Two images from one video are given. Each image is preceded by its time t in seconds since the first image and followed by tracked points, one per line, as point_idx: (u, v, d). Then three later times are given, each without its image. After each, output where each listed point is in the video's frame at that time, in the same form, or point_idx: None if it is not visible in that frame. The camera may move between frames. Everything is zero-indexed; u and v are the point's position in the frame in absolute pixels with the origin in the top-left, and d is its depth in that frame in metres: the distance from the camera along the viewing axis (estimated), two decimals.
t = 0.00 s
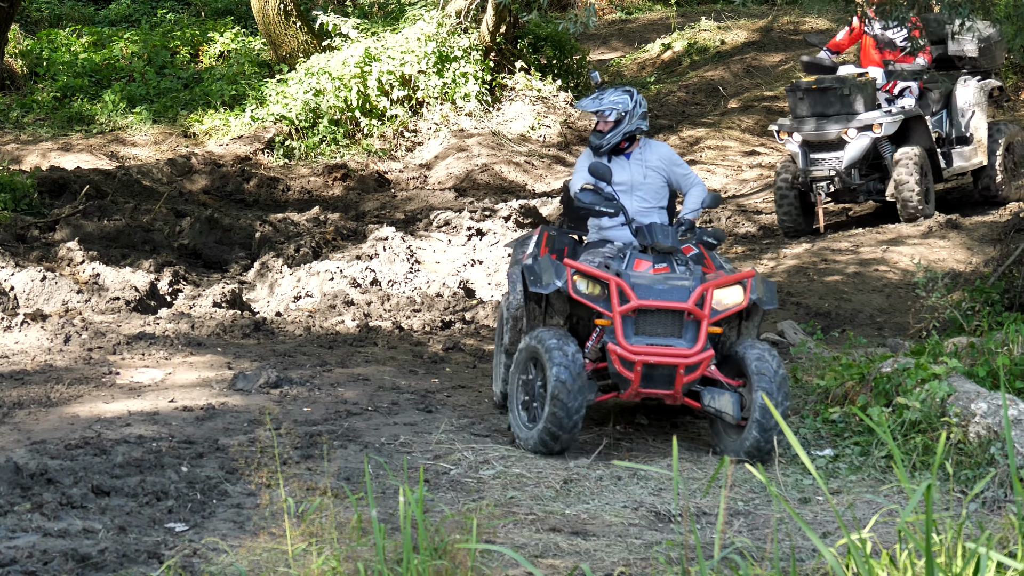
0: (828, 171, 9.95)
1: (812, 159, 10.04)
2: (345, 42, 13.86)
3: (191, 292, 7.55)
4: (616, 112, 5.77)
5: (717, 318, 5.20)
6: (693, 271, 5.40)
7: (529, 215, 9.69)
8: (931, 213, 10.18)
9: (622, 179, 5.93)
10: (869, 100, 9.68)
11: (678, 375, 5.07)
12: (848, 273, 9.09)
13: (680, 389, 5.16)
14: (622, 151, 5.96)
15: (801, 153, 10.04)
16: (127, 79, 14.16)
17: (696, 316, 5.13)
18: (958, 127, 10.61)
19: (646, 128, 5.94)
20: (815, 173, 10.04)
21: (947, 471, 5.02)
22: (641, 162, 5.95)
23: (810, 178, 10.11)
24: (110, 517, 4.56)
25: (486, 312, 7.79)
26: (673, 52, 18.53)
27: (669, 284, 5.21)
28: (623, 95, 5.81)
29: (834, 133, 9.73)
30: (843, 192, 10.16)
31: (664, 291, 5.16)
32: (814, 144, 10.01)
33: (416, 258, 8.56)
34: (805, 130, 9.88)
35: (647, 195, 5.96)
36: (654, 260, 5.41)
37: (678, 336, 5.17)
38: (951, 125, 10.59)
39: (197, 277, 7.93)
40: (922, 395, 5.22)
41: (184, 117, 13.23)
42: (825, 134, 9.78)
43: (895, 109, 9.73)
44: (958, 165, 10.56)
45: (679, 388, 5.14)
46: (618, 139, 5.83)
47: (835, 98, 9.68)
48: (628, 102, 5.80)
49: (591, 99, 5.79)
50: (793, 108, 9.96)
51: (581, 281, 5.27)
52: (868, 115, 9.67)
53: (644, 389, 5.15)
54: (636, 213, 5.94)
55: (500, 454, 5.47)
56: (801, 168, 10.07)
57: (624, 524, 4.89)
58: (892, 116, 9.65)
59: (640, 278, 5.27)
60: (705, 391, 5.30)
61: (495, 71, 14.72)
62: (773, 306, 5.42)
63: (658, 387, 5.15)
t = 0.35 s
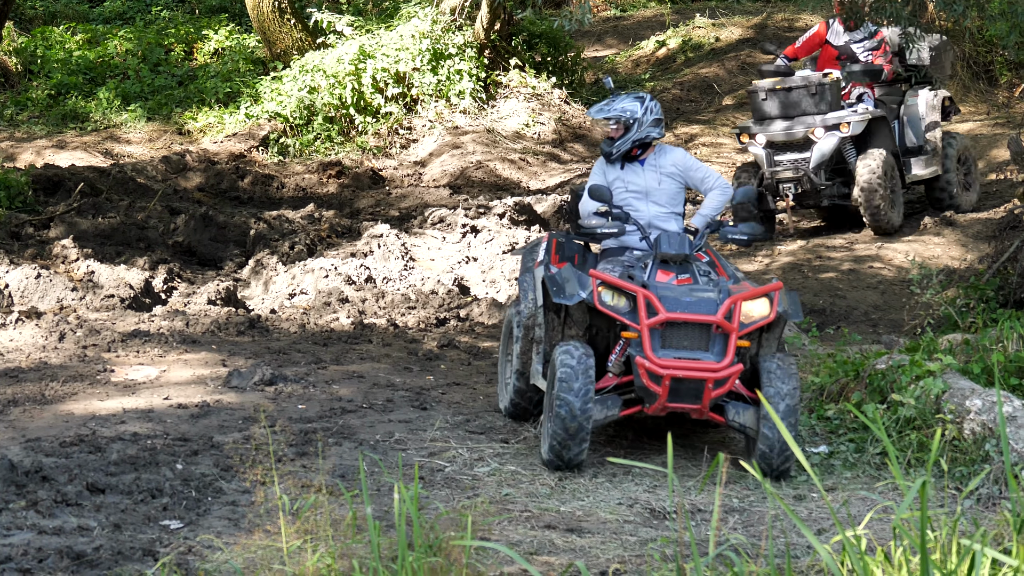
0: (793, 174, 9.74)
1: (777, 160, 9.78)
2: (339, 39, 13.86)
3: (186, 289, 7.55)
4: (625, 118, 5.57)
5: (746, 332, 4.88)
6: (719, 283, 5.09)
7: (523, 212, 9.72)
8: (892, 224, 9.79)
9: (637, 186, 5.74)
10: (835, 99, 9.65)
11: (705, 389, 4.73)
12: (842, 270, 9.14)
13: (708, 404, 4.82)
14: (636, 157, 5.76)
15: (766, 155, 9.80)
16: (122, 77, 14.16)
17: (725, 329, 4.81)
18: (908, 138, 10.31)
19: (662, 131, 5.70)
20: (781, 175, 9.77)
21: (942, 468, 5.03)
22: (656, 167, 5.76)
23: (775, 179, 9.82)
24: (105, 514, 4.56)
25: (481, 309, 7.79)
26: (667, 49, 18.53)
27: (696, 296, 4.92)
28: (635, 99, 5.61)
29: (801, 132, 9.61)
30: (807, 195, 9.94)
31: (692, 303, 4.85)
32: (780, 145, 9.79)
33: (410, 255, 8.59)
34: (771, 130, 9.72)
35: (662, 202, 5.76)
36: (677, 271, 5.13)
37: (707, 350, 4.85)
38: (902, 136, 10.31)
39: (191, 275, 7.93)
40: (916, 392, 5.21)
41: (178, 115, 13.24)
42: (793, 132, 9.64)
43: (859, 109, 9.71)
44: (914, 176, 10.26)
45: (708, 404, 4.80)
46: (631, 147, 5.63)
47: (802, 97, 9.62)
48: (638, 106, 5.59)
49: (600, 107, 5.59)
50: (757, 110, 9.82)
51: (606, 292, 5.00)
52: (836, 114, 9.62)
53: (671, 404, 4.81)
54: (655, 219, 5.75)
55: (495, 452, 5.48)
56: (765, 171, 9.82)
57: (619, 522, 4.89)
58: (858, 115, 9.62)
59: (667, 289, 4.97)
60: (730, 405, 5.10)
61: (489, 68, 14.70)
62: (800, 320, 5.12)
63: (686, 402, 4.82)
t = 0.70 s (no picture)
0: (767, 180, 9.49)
1: (750, 166, 9.61)
2: (334, 36, 13.86)
3: (181, 287, 7.56)
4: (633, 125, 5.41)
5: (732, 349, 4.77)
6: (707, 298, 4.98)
7: (519, 209, 9.74)
8: (865, 238, 9.46)
9: (646, 195, 5.57)
10: (811, 106, 9.51)
11: (687, 407, 4.60)
12: (837, 267, 9.19)
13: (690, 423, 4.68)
14: (646, 166, 5.60)
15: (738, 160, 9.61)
16: (117, 75, 14.14)
17: (708, 346, 4.70)
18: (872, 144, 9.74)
19: (674, 141, 5.55)
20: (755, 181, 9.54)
21: (938, 463, 5.03)
22: (665, 176, 5.58)
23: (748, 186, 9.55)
24: (101, 512, 4.56)
25: (477, 306, 7.79)
26: (663, 45, 18.49)
27: (682, 311, 4.81)
28: (646, 107, 5.49)
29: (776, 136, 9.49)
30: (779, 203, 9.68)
31: (676, 320, 4.76)
32: (753, 151, 9.67)
33: (406, 253, 8.60)
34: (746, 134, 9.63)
35: (671, 212, 5.57)
36: (668, 284, 5.00)
37: (691, 367, 4.73)
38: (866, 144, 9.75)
39: (187, 272, 7.92)
40: (913, 387, 5.23)
41: (174, 112, 13.23)
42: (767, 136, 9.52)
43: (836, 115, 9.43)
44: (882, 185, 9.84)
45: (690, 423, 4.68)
46: (637, 157, 5.51)
47: (777, 103, 9.57)
48: (649, 114, 5.47)
49: (612, 114, 5.48)
50: (733, 116, 9.78)
51: (591, 305, 4.90)
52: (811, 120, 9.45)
53: (653, 421, 4.69)
54: (660, 228, 5.57)
55: (491, 448, 5.49)
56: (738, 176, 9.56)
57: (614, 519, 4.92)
58: (835, 121, 9.34)
59: (653, 305, 4.88)
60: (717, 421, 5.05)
61: (484, 65, 14.66)
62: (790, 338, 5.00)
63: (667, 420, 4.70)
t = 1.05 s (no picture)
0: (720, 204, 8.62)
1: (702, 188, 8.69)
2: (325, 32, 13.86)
3: (173, 282, 7.56)
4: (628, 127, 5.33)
5: (692, 354, 4.65)
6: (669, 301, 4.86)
7: (511, 204, 9.76)
8: (819, 265, 8.79)
9: (634, 198, 5.50)
10: (768, 124, 8.62)
11: (642, 415, 4.53)
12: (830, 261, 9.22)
13: (648, 430, 4.61)
14: (638, 170, 5.52)
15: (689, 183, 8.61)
16: (108, 70, 14.13)
17: (666, 352, 4.59)
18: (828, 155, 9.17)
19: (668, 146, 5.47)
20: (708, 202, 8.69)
21: (930, 458, 5.04)
22: (655, 181, 5.50)
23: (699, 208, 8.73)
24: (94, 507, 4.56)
25: (469, 301, 7.79)
26: (654, 40, 18.45)
27: (641, 316, 4.70)
28: (642, 109, 5.39)
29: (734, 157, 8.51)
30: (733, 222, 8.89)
31: (633, 324, 4.65)
32: (706, 173, 8.75)
33: (398, 248, 8.60)
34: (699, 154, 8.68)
35: (657, 218, 5.48)
36: (635, 289, 4.94)
37: (649, 373, 4.64)
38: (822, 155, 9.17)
39: (179, 268, 7.92)
40: (905, 380, 5.24)
41: (165, 108, 13.21)
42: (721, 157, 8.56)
43: (794, 135, 8.63)
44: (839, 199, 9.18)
45: (648, 429, 4.59)
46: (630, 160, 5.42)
47: (733, 122, 8.64)
48: (645, 117, 5.37)
49: (608, 114, 5.36)
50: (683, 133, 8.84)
51: (550, 311, 4.84)
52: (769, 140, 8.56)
53: (609, 428, 4.63)
54: (642, 233, 5.50)
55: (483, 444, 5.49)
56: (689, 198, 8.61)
57: (605, 515, 4.94)
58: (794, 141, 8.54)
59: (612, 308, 4.79)
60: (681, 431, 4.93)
61: (476, 59, 14.63)
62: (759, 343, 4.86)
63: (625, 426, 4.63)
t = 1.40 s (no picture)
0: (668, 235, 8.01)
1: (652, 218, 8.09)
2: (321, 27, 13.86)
3: (169, 278, 7.56)
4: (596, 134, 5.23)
5: (661, 365, 4.61)
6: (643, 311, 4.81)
7: (507, 199, 9.77)
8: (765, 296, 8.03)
9: (612, 202, 5.41)
10: (729, 155, 8.01)
11: (607, 425, 4.51)
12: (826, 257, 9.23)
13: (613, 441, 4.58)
14: (615, 173, 5.41)
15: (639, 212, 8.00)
16: (104, 66, 14.12)
17: (633, 363, 4.56)
18: (790, 175, 8.90)
19: (641, 149, 5.32)
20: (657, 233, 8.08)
21: (926, 453, 5.04)
22: (632, 184, 5.36)
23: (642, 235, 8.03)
24: (90, 502, 4.57)
25: (465, 297, 7.80)
26: (650, 35, 18.38)
27: (612, 325, 4.68)
28: (612, 114, 5.25)
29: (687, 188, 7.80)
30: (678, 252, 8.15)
31: (601, 333, 4.63)
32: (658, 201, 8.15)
33: (394, 243, 8.59)
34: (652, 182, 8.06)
35: (637, 221, 5.36)
36: (612, 295, 4.93)
37: (617, 383, 4.62)
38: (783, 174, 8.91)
39: (175, 263, 7.93)
40: (901, 376, 5.24)
41: (161, 103, 13.19)
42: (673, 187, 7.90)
43: (753, 169, 7.95)
44: (792, 226, 8.60)
45: (611, 440, 4.55)
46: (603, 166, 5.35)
47: (692, 150, 8.04)
48: (613, 121, 5.24)
49: (579, 119, 5.27)
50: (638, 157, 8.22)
51: (521, 317, 4.86)
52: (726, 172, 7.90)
53: (573, 438, 4.61)
54: (622, 239, 5.40)
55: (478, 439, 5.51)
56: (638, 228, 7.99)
57: (600, 512, 4.97)
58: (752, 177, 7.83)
59: (583, 316, 4.77)
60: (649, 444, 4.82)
61: (472, 55, 14.60)
62: (734, 356, 4.77)
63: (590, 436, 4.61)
